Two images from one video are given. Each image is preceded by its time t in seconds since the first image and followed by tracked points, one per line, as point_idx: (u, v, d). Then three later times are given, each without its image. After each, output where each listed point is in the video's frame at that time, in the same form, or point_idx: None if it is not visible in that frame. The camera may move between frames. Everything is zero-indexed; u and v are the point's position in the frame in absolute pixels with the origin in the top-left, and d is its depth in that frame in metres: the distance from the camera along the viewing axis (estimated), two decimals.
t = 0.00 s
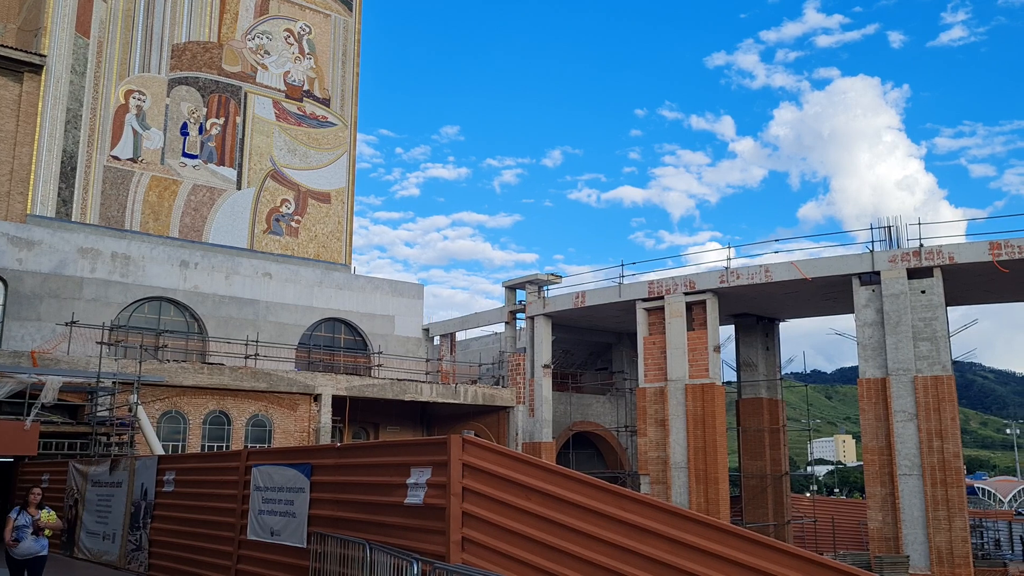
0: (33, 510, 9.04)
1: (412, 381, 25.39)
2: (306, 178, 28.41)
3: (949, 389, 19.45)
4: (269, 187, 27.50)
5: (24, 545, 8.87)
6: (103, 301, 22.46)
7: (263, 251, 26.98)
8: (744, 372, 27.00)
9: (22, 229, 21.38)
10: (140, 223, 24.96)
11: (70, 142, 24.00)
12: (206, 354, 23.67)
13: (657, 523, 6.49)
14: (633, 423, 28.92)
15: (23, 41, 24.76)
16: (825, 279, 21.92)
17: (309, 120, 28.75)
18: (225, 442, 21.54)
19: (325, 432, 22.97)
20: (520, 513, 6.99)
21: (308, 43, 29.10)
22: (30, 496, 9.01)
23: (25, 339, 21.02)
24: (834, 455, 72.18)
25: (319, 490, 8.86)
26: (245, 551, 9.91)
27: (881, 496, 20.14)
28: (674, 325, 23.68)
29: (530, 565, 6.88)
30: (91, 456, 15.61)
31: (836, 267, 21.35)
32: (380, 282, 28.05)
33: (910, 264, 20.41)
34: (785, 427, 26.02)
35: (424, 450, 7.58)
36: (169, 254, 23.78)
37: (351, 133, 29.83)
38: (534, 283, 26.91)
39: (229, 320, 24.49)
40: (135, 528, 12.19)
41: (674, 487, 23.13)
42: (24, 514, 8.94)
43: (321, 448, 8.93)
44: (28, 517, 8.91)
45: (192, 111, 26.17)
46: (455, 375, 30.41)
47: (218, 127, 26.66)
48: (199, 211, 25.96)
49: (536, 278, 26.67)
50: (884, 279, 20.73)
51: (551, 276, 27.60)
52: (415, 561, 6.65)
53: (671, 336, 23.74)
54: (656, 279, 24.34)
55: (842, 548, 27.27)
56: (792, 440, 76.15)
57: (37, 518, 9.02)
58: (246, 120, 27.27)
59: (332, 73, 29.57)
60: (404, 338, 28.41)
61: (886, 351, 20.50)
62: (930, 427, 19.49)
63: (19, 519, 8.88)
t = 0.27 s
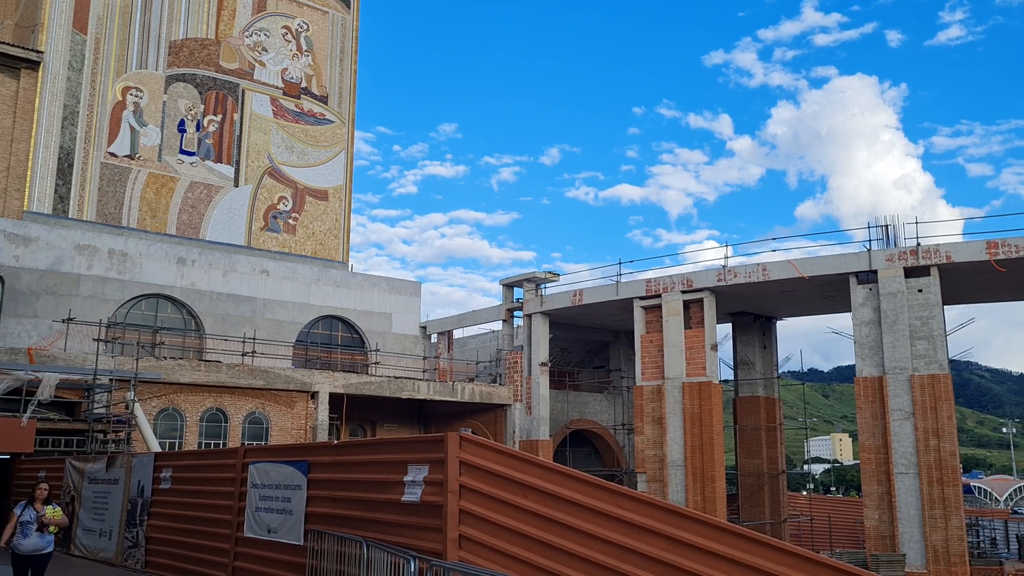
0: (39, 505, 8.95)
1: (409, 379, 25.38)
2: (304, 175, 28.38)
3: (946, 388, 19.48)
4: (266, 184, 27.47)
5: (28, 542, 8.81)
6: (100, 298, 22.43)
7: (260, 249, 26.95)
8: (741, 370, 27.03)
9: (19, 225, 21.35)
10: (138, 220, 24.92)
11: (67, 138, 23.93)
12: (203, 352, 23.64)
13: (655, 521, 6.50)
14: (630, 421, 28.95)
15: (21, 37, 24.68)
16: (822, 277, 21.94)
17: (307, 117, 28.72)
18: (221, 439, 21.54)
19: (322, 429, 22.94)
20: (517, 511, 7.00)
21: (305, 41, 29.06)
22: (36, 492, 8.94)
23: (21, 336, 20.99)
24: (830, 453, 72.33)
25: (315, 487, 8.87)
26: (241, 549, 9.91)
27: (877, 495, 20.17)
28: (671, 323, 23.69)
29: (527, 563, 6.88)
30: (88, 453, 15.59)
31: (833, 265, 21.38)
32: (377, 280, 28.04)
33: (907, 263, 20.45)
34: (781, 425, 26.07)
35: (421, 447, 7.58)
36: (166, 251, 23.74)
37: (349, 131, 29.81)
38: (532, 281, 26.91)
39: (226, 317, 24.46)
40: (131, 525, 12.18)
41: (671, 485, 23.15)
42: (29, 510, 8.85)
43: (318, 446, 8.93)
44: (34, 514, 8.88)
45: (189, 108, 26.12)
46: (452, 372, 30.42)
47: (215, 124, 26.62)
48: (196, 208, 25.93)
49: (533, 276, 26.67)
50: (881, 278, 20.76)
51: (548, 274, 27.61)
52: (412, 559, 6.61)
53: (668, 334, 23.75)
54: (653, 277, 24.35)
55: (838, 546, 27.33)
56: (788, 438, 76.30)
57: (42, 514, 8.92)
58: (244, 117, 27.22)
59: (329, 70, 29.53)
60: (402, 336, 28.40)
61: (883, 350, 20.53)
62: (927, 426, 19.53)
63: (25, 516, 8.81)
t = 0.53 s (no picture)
0: (39, 508, 8.71)
1: (405, 377, 25.35)
2: (300, 173, 28.34)
3: (942, 386, 19.52)
4: (262, 182, 27.43)
5: (30, 545, 8.52)
6: (96, 296, 22.37)
7: (257, 247, 26.90)
8: (738, 369, 27.05)
9: (14, 223, 21.28)
10: (133, 218, 24.86)
11: (62, 135, 23.86)
12: (199, 350, 23.59)
13: (652, 520, 6.50)
14: (627, 419, 28.97)
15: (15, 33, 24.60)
16: (818, 276, 21.96)
17: (303, 115, 28.66)
18: (217, 437, 21.51)
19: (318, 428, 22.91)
20: (515, 510, 6.99)
21: (302, 38, 29.00)
22: (35, 494, 8.71)
23: (16, 333, 20.93)
24: (826, 451, 72.46)
25: (312, 485, 8.85)
26: (238, 547, 9.89)
27: (873, 493, 20.22)
28: (667, 322, 23.70)
29: (525, 562, 6.88)
30: (84, 451, 15.56)
31: (830, 264, 21.39)
32: (374, 278, 28.00)
33: (904, 261, 20.47)
34: (778, 424, 26.11)
35: (418, 446, 7.57)
36: (162, 249, 23.69)
37: (345, 129, 29.76)
38: (528, 279, 26.90)
39: (222, 315, 24.42)
40: (127, 524, 12.15)
41: (667, 484, 23.16)
42: (29, 513, 8.61)
43: (315, 444, 8.91)
44: (34, 515, 8.61)
45: (185, 105, 26.06)
46: (448, 371, 30.41)
47: (211, 121, 26.55)
48: (192, 206, 25.88)
49: (530, 274, 26.66)
50: (877, 276, 20.79)
51: (545, 272, 27.60)
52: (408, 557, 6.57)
53: (665, 333, 23.77)
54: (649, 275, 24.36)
55: (834, 544, 27.39)
56: (785, 437, 76.41)
57: (42, 516, 8.67)
58: (240, 114, 27.16)
59: (326, 68, 29.48)
60: (398, 334, 28.37)
61: (879, 348, 20.56)
62: (923, 424, 19.56)
63: (25, 518, 8.54)
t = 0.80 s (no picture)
0: (39, 505, 8.45)
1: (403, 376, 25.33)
2: (298, 172, 28.31)
3: (939, 386, 19.54)
4: (260, 181, 27.40)
5: (31, 543, 8.29)
6: (94, 295, 22.33)
7: (254, 246, 26.87)
8: (736, 368, 27.06)
9: (12, 221, 21.24)
10: (131, 217, 24.82)
11: (60, 134, 23.81)
12: (197, 349, 23.54)
13: (652, 519, 6.49)
14: (625, 418, 28.97)
15: (12, 31, 24.55)
16: (816, 275, 21.97)
17: (301, 114, 28.63)
18: (215, 436, 21.47)
19: (316, 427, 22.88)
20: (514, 510, 6.98)
21: (300, 37, 28.97)
22: (35, 492, 8.40)
23: (14, 332, 20.89)
24: (824, 451, 72.50)
25: (311, 485, 8.84)
26: (236, 547, 9.87)
27: (871, 492, 20.23)
28: (666, 321, 23.70)
29: (524, 562, 6.87)
30: (81, 451, 15.53)
31: (828, 264, 21.40)
32: (372, 277, 27.98)
33: (902, 261, 20.48)
34: (776, 423, 26.12)
35: (417, 446, 7.56)
36: (159, 247, 23.65)
37: (343, 128, 29.73)
38: (527, 279, 26.89)
39: (219, 314, 24.39)
40: (125, 523, 12.12)
41: (665, 483, 23.16)
42: (29, 510, 8.35)
43: (313, 443, 8.89)
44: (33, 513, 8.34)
45: (183, 104, 26.02)
46: (446, 370, 30.39)
47: (209, 120, 26.52)
48: (190, 205, 25.85)
49: (528, 273, 26.65)
50: (875, 276, 20.80)
51: (543, 272, 27.60)
52: (408, 556, 6.55)
53: (663, 332, 23.77)
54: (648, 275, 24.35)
55: (831, 544, 27.41)
56: (782, 436, 76.43)
57: (43, 513, 8.42)
58: (238, 113, 27.13)
59: (324, 67, 29.45)
60: (396, 333, 28.34)
61: (877, 348, 20.57)
62: (921, 424, 19.57)
63: (24, 516, 8.29)
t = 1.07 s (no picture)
0: (42, 508, 8.41)
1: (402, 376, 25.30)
2: (297, 171, 28.28)
3: (938, 386, 19.54)
4: (258, 181, 27.37)
5: (31, 547, 8.19)
6: (91, 294, 22.29)
7: (253, 245, 26.83)
8: (734, 368, 27.06)
9: (9, 221, 21.21)
10: (129, 216, 24.79)
11: (58, 133, 23.77)
12: (194, 349, 23.50)
13: (652, 520, 6.47)
14: (623, 419, 28.96)
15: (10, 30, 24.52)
16: (815, 276, 21.96)
17: (300, 113, 28.60)
18: (213, 436, 21.43)
19: (314, 427, 22.85)
20: (513, 510, 6.97)
21: (299, 36, 28.95)
22: (37, 493, 8.40)
23: (11, 332, 20.84)
24: (821, 451, 72.56)
25: (309, 485, 8.82)
26: (234, 548, 9.85)
27: (869, 493, 20.23)
28: (664, 322, 23.70)
29: (523, 562, 6.84)
30: (78, 451, 15.50)
31: (827, 264, 21.40)
32: (370, 277, 27.95)
33: (900, 262, 20.48)
34: (774, 423, 26.12)
35: (417, 446, 7.54)
36: (158, 247, 23.62)
37: (342, 127, 29.71)
38: (525, 279, 26.87)
39: (217, 313, 24.36)
40: (123, 523, 12.09)
41: (663, 484, 23.14)
42: (31, 512, 8.29)
43: (311, 443, 8.87)
44: (37, 514, 8.30)
45: (181, 103, 25.99)
46: (445, 370, 30.38)
47: (207, 119, 26.48)
48: (188, 204, 25.81)
49: (527, 273, 26.64)
50: (873, 276, 20.80)
51: (541, 272, 27.59)
52: (408, 557, 6.54)
53: (662, 332, 23.76)
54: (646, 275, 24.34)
55: (829, 544, 27.42)
56: (780, 437, 76.47)
57: (46, 516, 8.35)
58: (236, 113, 27.10)
59: (322, 66, 29.43)
60: (395, 333, 28.31)
61: (875, 348, 20.57)
62: (919, 424, 19.57)
63: (27, 517, 8.24)
